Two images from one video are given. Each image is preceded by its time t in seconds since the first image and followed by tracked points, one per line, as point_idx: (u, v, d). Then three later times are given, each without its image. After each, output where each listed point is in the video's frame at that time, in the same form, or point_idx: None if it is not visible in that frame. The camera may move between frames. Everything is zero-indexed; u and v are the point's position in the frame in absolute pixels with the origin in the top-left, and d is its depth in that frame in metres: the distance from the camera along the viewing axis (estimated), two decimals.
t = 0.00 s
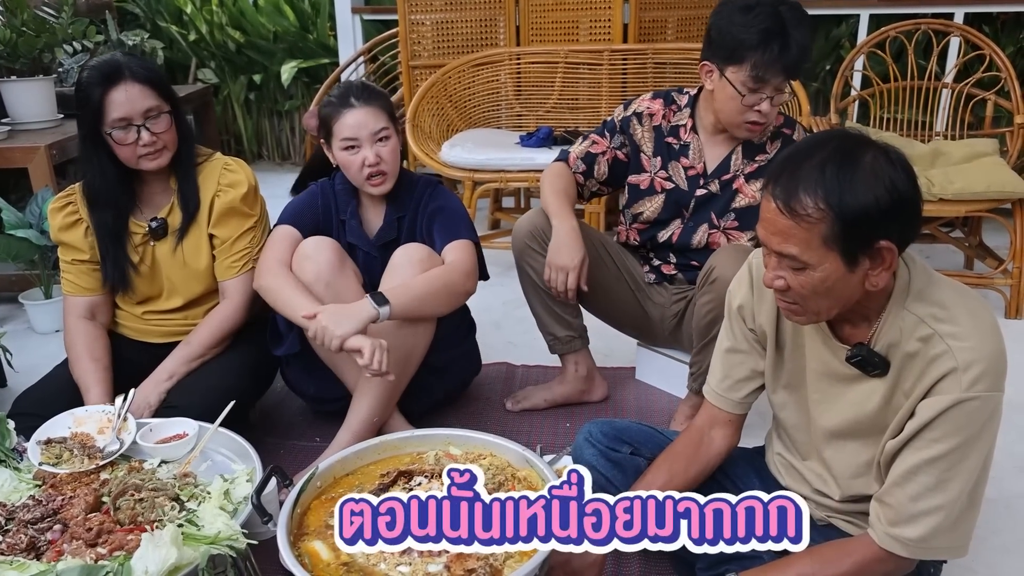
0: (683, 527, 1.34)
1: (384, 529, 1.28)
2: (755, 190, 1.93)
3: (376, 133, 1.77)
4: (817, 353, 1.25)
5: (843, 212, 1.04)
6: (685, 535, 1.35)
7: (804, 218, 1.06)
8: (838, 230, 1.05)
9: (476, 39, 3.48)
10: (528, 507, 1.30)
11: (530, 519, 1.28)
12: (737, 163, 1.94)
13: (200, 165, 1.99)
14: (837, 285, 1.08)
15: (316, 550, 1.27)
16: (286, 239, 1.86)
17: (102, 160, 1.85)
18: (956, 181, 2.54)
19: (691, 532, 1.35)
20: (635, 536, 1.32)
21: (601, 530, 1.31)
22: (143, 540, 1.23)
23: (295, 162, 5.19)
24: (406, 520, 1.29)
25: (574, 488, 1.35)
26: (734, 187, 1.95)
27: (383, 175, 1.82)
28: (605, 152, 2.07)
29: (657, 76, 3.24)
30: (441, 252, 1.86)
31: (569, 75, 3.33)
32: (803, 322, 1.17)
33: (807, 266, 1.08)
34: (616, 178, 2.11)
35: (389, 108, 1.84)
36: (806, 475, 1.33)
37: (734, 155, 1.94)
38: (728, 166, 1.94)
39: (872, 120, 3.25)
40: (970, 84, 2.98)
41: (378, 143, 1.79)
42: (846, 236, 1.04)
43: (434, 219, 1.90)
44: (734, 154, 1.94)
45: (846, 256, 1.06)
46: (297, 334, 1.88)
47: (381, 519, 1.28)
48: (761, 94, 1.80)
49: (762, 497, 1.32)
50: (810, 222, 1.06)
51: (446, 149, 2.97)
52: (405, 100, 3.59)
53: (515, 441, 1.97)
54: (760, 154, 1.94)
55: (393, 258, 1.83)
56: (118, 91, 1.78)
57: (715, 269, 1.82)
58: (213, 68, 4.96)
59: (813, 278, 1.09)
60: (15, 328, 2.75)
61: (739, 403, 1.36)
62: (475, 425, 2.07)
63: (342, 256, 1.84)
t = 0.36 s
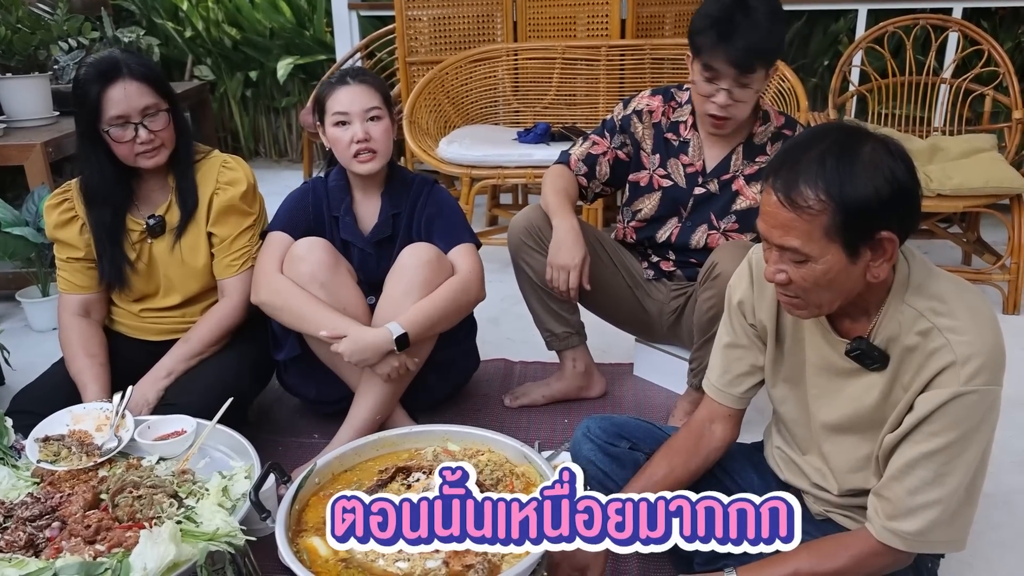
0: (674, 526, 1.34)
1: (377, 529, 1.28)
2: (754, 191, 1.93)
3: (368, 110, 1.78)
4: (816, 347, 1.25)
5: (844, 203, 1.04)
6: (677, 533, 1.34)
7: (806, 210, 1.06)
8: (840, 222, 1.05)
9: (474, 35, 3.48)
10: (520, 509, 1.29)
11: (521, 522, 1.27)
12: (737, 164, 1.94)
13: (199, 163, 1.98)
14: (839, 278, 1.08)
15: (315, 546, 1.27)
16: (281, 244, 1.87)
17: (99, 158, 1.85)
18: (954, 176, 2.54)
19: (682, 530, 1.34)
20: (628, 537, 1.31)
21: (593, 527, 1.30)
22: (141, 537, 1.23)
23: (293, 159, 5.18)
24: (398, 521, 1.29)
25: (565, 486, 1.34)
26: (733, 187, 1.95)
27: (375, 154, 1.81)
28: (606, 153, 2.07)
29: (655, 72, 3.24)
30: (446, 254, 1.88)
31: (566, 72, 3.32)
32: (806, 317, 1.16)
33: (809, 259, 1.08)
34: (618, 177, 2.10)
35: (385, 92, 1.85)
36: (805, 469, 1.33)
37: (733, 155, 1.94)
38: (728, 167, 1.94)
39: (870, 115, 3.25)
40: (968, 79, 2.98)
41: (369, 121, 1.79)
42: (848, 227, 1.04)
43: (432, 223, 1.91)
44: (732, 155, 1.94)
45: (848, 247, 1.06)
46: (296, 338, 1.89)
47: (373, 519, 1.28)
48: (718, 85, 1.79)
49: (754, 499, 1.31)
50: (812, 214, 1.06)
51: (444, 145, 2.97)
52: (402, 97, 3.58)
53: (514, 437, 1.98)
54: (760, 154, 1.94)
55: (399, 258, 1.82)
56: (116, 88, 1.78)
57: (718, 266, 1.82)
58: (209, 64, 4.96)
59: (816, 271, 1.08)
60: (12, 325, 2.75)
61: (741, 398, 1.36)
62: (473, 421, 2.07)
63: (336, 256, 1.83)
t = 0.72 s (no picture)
0: (666, 528, 1.34)
1: (368, 527, 1.28)
2: (747, 184, 1.93)
3: (368, 107, 1.78)
4: (813, 342, 1.25)
5: (841, 199, 1.04)
6: (668, 536, 1.35)
7: (802, 210, 1.06)
8: (838, 220, 1.05)
9: (472, 31, 3.48)
10: (510, 507, 1.30)
11: (513, 519, 1.28)
12: (727, 156, 1.94)
13: (199, 160, 1.98)
14: (840, 275, 1.08)
15: (313, 542, 1.28)
16: (284, 240, 1.87)
17: (99, 154, 1.85)
18: (952, 171, 2.54)
19: (674, 532, 1.35)
20: (619, 536, 1.32)
21: (584, 528, 1.30)
22: (140, 534, 1.23)
23: (291, 156, 5.18)
24: (388, 520, 1.29)
25: (558, 489, 1.32)
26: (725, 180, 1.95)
27: (372, 151, 1.81)
28: (602, 151, 2.07)
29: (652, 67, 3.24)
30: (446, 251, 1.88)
31: (563, 68, 3.32)
32: (808, 316, 1.17)
33: (810, 258, 1.08)
34: (615, 175, 2.11)
35: (394, 92, 1.84)
36: (803, 465, 1.34)
37: (725, 148, 1.94)
38: (718, 160, 1.95)
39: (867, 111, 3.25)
40: (965, 74, 2.98)
41: (368, 118, 1.79)
42: (845, 225, 1.05)
43: (434, 222, 1.91)
44: (723, 147, 1.94)
45: (847, 243, 1.06)
46: (295, 332, 1.89)
47: (364, 517, 1.27)
48: (675, 76, 1.86)
49: (745, 498, 1.32)
50: (808, 214, 1.05)
51: (442, 141, 2.97)
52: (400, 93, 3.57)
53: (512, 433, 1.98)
54: (751, 148, 1.94)
55: (401, 255, 1.81)
56: (117, 84, 1.78)
57: (720, 263, 1.82)
58: (207, 62, 4.95)
59: (816, 270, 1.08)
60: (11, 323, 2.75)
61: (738, 391, 1.36)
62: (472, 418, 2.08)
63: (337, 252, 1.83)
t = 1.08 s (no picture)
0: (656, 527, 1.34)
1: (358, 529, 1.27)
2: (746, 171, 1.93)
3: (345, 109, 1.78)
4: (817, 336, 1.25)
5: (855, 190, 1.04)
6: (659, 534, 1.34)
7: (816, 199, 1.06)
8: (851, 210, 1.05)
9: (470, 29, 3.47)
10: (501, 507, 1.29)
11: (503, 519, 1.28)
12: (723, 146, 1.95)
13: (197, 157, 1.98)
14: (849, 267, 1.08)
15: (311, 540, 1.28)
16: (284, 234, 1.87)
17: (97, 153, 1.85)
18: (950, 167, 2.54)
19: (664, 531, 1.34)
20: (609, 537, 1.28)
21: (574, 530, 1.27)
22: (138, 532, 1.23)
23: (289, 154, 5.18)
24: (379, 521, 1.29)
25: (547, 488, 1.32)
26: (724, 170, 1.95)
27: (341, 153, 1.81)
28: (609, 142, 2.07)
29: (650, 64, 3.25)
30: (444, 249, 1.88)
31: (561, 65, 3.32)
32: (812, 308, 1.17)
33: (818, 247, 1.07)
34: (620, 167, 2.10)
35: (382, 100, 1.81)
36: (804, 460, 1.34)
37: (720, 138, 1.95)
38: (716, 150, 1.95)
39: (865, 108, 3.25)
40: (963, 71, 2.98)
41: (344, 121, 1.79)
42: (859, 216, 1.05)
43: (433, 218, 1.91)
44: (719, 138, 1.95)
45: (857, 235, 1.06)
46: (293, 327, 1.89)
47: (355, 520, 1.27)
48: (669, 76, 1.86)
49: (735, 499, 1.31)
50: (822, 203, 1.05)
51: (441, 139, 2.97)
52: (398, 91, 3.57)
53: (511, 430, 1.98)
54: (746, 135, 1.94)
55: (397, 251, 1.81)
56: (114, 82, 1.78)
57: (710, 254, 1.83)
58: (205, 60, 4.95)
59: (825, 260, 1.08)
60: (10, 321, 2.75)
61: (743, 386, 1.36)
62: (471, 415, 2.08)
63: (336, 247, 1.83)
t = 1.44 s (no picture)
0: (646, 527, 1.33)
1: (349, 529, 1.27)
2: (754, 167, 1.94)
3: (335, 109, 1.79)
4: (812, 333, 1.25)
5: (873, 168, 1.04)
6: (649, 533, 1.34)
7: (833, 164, 1.06)
8: (862, 185, 1.05)
9: (470, 27, 3.47)
10: (491, 509, 1.30)
11: (493, 521, 1.29)
12: (732, 141, 1.95)
13: (198, 154, 1.98)
14: (841, 243, 1.08)
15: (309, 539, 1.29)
16: (286, 232, 1.87)
17: (99, 150, 1.85)
18: (950, 166, 2.54)
19: (654, 530, 1.34)
20: (599, 538, 1.32)
21: (564, 527, 1.30)
22: (139, 529, 1.24)
23: (289, 153, 5.18)
24: (369, 521, 1.29)
25: (538, 487, 1.33)
26: (731, 165, 1.96)
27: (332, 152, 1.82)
28: (616, 146, 2.08)
29: (650, 63, 3.25)
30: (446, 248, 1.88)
31: (561, 64, 3.32)
32: (793, 289, 1.17)
33: (819, 215, 1.08)
34: (630, 168, 2.10)
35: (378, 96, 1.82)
36: (803, 458, 1.34)
37: (728, 134, 1.96)
38: (723, 146, 1.96)
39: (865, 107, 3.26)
40: (963, 69, 2.98)
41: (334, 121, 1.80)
42: (868, 193, 1.05)
43: (434, 218, 1.91)
44: (727, 133, 1.96)
45: (858, 215, 1.06)
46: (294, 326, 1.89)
47: (345, 518, 1.27)
48: (671, 62, 1.88)
49: (725, 501, 1.31)
50: (837, 169, 1.06)
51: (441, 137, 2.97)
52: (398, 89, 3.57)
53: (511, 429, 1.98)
54: (752, 132, 1.95)
55: (400, 250, 1.82)
56: (116, 78, 1.78)
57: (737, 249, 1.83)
58: (206, 58, 4.95)
59: (821, 230, 1.08)
60: (11, 319, 2.75)
61: (728, 382, 1.40)
62: (471, 413, 2.08)
63: (339, 245, 1.84)
